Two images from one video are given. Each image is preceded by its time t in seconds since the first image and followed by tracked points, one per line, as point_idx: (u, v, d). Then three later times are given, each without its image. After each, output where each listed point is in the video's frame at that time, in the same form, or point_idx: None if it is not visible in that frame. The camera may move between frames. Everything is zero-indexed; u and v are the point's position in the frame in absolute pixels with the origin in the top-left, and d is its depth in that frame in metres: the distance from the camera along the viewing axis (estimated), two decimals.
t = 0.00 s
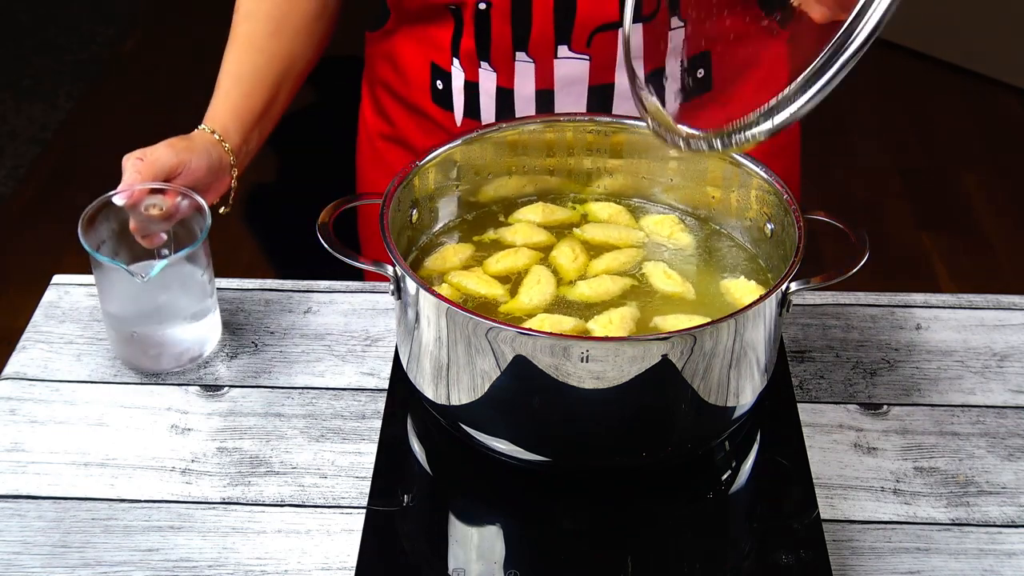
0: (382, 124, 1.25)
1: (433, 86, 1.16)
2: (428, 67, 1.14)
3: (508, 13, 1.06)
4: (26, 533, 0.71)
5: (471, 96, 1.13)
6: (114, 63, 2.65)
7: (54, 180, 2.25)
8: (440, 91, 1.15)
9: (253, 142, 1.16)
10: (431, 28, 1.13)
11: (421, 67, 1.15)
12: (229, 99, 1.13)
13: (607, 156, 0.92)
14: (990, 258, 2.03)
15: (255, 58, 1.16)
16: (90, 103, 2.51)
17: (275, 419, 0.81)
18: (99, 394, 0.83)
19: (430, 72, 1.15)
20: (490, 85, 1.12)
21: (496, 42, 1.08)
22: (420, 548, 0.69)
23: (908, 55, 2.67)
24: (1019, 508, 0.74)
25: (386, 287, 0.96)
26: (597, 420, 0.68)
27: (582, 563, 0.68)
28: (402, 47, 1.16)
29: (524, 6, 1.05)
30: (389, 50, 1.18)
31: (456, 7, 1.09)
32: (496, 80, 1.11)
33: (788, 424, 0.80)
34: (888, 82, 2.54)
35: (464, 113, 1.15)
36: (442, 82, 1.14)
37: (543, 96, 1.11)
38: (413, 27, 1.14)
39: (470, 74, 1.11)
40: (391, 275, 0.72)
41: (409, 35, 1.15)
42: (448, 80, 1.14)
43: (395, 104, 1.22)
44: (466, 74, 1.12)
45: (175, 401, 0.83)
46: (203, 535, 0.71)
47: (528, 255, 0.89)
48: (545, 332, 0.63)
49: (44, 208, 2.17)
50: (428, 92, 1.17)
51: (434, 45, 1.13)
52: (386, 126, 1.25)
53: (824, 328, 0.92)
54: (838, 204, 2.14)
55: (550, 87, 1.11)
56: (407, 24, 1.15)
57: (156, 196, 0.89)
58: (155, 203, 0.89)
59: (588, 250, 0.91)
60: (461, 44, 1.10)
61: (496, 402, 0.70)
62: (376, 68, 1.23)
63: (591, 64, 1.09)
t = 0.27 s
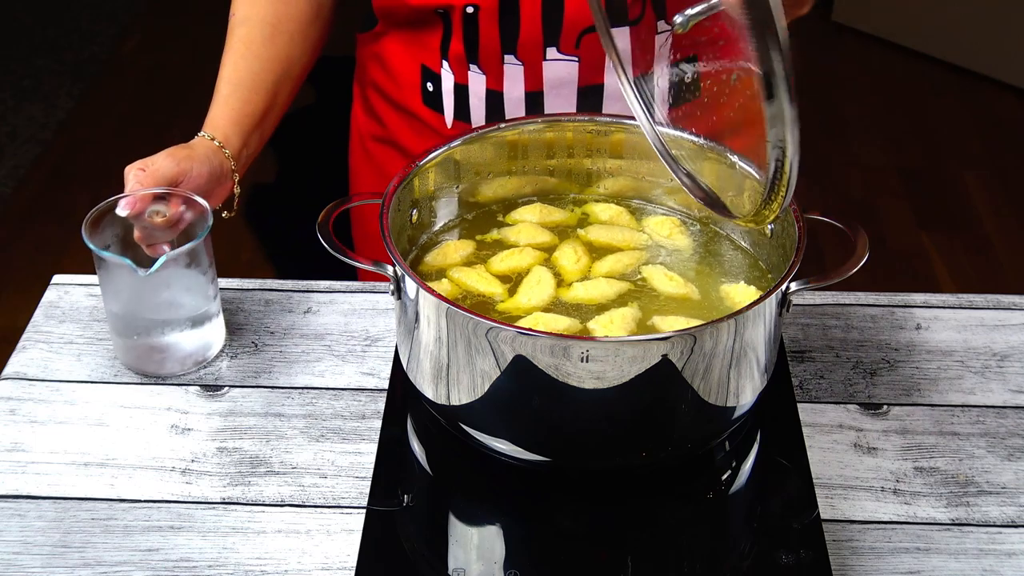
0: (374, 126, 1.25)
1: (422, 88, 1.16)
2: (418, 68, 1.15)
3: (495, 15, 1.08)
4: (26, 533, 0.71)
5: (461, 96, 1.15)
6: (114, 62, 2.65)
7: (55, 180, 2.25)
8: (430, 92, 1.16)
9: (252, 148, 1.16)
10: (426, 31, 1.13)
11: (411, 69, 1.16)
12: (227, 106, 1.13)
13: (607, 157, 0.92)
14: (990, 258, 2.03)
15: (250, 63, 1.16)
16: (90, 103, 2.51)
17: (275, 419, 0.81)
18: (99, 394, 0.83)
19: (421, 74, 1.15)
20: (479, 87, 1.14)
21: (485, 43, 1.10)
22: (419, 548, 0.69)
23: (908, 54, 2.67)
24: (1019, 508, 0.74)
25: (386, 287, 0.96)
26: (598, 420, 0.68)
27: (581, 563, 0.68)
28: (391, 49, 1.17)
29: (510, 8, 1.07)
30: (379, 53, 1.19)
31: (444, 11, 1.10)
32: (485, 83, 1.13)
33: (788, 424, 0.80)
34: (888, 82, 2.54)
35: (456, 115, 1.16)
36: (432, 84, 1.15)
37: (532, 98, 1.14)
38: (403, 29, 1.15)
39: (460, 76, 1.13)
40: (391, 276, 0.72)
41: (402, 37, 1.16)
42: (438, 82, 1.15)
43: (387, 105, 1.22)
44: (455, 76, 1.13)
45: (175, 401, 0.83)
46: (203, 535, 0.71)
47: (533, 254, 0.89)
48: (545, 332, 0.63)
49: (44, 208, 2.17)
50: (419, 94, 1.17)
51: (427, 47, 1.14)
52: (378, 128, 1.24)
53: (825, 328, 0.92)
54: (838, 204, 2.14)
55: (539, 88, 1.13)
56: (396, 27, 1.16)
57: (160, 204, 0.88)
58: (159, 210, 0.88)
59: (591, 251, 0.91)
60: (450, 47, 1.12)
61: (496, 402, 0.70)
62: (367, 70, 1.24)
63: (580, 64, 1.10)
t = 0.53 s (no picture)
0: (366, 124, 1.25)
1: (410, 86, 1.16)
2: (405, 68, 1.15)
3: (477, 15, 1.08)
4: (26, 533, 0.71)
5: (444, 96, 1.14)
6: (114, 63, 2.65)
7: (55, 180, 2.25)
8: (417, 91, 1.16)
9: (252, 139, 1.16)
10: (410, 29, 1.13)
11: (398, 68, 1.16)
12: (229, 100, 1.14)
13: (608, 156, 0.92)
14: (990, 258, 2.03)
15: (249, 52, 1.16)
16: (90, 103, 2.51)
17: (275, 419, 0.81)
18: (99, 394, 0.83)
19: (407, 73, 1.15)
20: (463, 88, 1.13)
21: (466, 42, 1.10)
22: (419, 548, 0.69)
23: (908, 54, 2.67)
24: (1019, 508, 0.74)
25: (386, 287, 0.96)
26: (598, 419, 0.68)
27: (581, 563, 0.68)
28: (380, 49, 1.17)
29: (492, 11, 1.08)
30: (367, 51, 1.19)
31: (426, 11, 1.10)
32: (468, 83, 1.13)
33: (788, 424, 0.80)
34: (888, 82, 2.54)
35: (440, 114, 1.16)
36: (419, 83, 1.15)
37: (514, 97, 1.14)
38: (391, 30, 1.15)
39: (444, 75, 1.13)
40: (391, 276, 0.72)
41: (388, 36, 1.16)
42: (424, 81, 1.15)
43: (377, 104, 1.21)
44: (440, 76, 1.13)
45: (175, 401, 0.83)
46: (203, 535, 0.71)
47: (541, 252, 0.89)
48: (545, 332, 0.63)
49: (44, 208, 2.17)
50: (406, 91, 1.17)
51: (412, 46, 1.14)
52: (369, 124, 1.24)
53: (824, 328, 0.92)
54: (838, 204, 2.14)
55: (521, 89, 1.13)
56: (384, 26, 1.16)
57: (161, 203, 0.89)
58: (163, 211, 0.89)
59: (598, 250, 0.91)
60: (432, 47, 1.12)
61: (496, 402, 0.70)
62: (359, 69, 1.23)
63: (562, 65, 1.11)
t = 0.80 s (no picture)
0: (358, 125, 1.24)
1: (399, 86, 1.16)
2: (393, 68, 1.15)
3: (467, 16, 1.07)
4: (26, 533, 0.71)
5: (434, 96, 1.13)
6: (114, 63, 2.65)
7: (55, 180, 2.25)
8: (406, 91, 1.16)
9: (277, 121, 1.22)
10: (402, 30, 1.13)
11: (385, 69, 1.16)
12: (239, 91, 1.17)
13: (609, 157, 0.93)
14: (990, 258, 2.03)
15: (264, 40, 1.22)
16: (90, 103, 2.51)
17: (275, 419, 0.81)
18: (99, 394, 0.83)
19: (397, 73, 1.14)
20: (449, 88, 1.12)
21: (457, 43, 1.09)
22: (419, 548, 0.69)
23: (908, 54, 2.67)
24: (1019, 508, 0.74)
25: (387, 286, 0.96)
26: (599, 419, 0.68)
27: (581, 563, 0.68)
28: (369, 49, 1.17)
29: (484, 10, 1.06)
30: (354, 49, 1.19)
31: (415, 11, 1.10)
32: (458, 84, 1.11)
33: (788, 423, 0.80)
34: (887, 82, 2.54)
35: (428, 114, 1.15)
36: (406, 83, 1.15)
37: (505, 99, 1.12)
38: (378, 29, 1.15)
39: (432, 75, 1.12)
40: (391, 275, 0.72)
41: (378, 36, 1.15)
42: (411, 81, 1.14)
43: (366, 103, 1.21)
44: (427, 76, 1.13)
45: (175, 401, 0.83)
46: (203, 535, 0.71)
47: (545, 252, 0.89)
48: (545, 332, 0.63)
49: (44, 208, 2.17)
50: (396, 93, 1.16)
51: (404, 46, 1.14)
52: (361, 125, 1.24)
53: (824, 328, 0.92)
54: (838, 204, 2.14)
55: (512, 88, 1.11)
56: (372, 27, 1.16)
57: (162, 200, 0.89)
58: (164, 211, 0.89)
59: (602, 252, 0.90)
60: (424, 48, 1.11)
61: (496, 402, 0.70)
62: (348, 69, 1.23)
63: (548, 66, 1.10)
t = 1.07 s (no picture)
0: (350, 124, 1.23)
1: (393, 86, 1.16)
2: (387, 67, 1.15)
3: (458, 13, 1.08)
4: (26, 533, 0.71)
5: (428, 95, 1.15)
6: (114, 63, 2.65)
7: (55, 180, 2.25)
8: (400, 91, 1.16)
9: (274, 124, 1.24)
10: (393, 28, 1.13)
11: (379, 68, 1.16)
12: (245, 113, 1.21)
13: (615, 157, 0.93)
14: (990, 258, 2.03)
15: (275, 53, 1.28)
16: (89, 103, 2.50)
17: (275, 419, 0.81)
18: (99, 394, 0.83)
19: (391, 72, 1.15)
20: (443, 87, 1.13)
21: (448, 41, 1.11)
22: (419, 548, 0.70)
23: (908, 53, 2.67)
24: (1019, 508, 0.74)
25: (387, 286, 0.96)
26: (600, 419, 0.68)
27: (581, 563, 0.68)
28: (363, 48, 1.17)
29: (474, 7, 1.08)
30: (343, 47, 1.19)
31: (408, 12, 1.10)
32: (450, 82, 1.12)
33: (788, 423, 0.80)
34: (888, 81, 2.54)
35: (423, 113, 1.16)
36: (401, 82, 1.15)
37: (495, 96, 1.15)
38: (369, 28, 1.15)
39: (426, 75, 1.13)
40: (391, 276, 0.72)
41: (370, 34, 1.15)
42: (406, 81, 1.14)
43: (361, 103, 1.21)
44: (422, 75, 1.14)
45: (175, 401, 0.83)
46: (203, 535, 0.71)
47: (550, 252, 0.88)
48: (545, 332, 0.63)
49: (45, 208, 2.17)
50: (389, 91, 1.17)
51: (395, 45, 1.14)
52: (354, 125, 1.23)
53: (824, 328, 0.92)
54: (839, 204, 2.14)
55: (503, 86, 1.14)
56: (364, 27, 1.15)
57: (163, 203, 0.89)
58: (164, 211, 0.89)
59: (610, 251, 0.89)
60: (415, 45, 1.12)
61: (496, 402, 0.70)
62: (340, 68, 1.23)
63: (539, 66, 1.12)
